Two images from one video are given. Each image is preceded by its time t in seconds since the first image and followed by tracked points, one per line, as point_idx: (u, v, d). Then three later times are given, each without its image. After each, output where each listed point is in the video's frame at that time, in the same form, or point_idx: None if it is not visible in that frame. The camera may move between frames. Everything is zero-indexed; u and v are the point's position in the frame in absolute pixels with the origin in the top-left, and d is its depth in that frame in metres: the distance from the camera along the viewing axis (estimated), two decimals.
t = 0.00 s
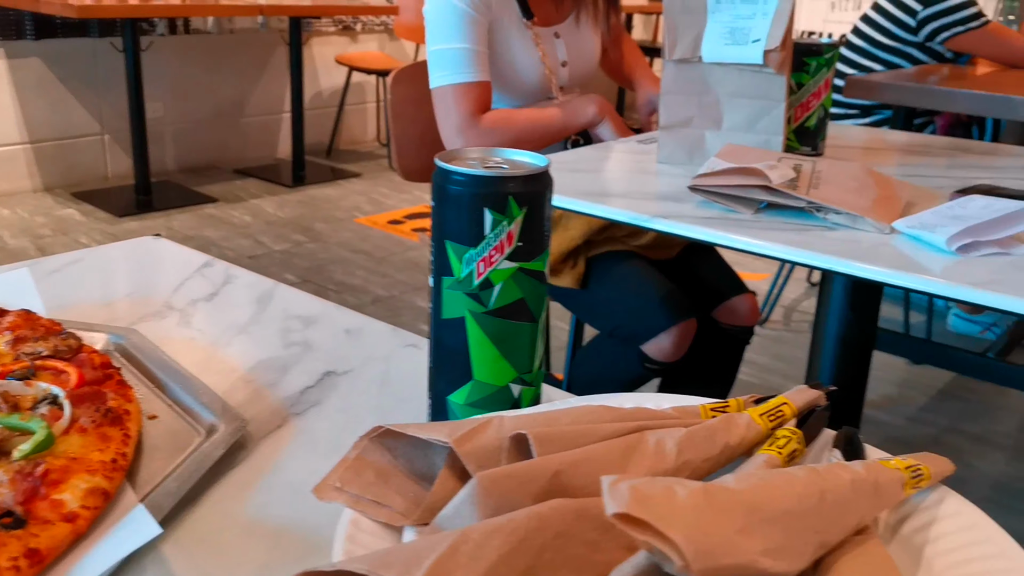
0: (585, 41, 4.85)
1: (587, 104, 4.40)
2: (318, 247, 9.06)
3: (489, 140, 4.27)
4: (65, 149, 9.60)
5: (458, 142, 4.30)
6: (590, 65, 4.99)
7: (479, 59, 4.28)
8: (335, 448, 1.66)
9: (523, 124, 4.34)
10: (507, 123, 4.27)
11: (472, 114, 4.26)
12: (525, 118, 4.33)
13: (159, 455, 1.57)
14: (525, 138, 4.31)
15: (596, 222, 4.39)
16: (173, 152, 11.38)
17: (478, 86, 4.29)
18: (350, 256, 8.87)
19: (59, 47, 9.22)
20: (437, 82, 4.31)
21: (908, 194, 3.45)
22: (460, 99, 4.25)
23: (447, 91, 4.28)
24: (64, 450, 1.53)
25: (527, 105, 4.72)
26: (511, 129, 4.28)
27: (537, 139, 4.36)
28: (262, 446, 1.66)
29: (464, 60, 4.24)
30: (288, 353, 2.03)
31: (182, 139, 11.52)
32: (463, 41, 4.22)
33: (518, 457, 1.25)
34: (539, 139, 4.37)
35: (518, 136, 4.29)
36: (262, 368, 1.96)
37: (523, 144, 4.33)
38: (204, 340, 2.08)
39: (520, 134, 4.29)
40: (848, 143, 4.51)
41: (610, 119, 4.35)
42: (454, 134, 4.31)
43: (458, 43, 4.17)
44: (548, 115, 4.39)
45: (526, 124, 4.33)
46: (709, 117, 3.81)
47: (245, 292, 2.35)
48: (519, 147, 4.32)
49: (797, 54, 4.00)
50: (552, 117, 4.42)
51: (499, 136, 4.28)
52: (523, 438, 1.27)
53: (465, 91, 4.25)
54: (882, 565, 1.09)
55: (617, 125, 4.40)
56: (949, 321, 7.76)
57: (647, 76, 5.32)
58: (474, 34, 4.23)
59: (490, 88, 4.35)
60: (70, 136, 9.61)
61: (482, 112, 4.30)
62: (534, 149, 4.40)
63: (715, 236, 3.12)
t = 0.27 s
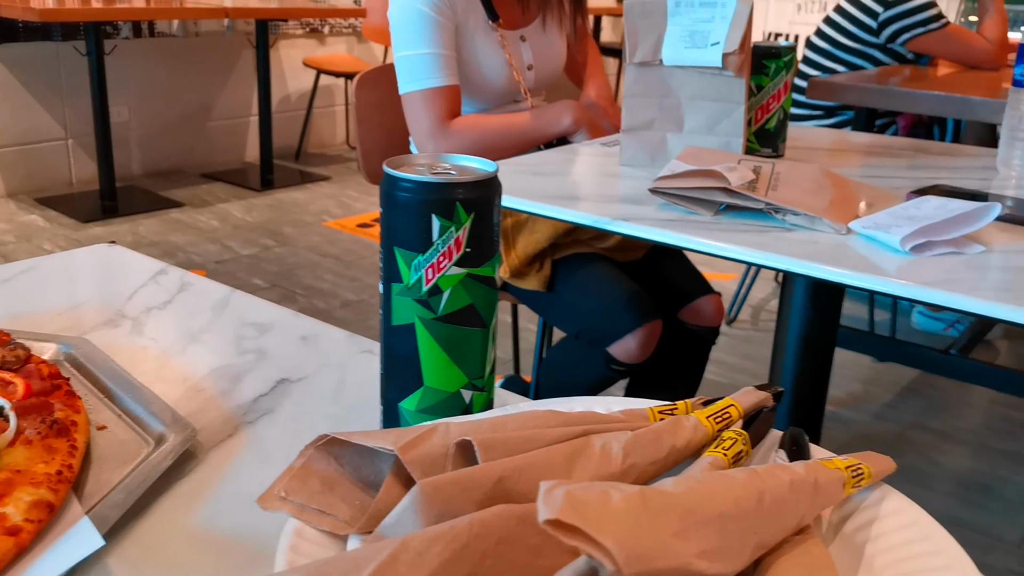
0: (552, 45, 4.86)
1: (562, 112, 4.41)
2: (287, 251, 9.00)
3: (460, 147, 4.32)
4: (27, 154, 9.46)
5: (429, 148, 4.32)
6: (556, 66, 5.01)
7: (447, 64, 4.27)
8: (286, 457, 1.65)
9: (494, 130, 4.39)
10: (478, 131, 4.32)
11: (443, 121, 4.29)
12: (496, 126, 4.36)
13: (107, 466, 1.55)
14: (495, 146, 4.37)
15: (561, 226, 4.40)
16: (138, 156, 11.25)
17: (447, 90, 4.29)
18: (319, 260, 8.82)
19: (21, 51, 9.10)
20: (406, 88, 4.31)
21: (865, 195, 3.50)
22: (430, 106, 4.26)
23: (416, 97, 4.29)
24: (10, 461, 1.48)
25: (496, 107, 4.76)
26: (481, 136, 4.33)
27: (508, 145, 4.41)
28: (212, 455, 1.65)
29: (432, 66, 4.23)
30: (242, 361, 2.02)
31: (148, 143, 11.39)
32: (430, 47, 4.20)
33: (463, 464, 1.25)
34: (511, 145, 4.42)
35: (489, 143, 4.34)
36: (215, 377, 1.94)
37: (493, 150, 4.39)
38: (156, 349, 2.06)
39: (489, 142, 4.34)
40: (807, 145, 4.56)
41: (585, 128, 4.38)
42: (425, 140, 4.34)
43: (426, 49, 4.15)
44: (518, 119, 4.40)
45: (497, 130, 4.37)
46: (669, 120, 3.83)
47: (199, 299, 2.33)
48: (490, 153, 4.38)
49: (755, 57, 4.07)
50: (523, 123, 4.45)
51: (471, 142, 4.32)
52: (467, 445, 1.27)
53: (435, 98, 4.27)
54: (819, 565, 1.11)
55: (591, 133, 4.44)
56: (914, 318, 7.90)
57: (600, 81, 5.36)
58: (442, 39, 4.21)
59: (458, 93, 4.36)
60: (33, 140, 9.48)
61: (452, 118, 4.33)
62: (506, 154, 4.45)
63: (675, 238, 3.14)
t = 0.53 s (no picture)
0: (523, 53, 4.90)
1: (535, 117, 4.44)
2: (262, 258, 8.96)
3: (433, 155, 4.35)
4: None
5: (403, 155, 4.34)
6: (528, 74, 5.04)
7: (419, 72, 4.29)
8: (256, 470, 1.66)
9: (467, 136, 4.41)
10: (452, 139, 4.34)
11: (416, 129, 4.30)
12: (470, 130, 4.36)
13: (76, 481, 1.56)
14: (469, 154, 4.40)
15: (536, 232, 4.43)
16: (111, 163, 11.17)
17: (419, 97, 4.31)
18: (294, 266, 8.79)
19: None
20: (379, 96, 4.33)
21: (832, 201, 3.55)
22: (403, 112, 4.28)
23: (389, 105, 4.30)
24: None
25: (468, 114, 4.80)
26: (455, 143, 4.35)
27: (482, 152, 4.42)
28: (181, 469, 1.66)
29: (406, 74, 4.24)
30: (212, 373, 2.02)
31: (121, 149, 11.31)
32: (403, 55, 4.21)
33: (428, 477, 1.27)
34: (485, 151, 4.44)
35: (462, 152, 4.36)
36: (185, 390, 1.95)
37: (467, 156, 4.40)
38: (126, 362, 2.06)
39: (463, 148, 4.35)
40: (777, 151, 4.62)
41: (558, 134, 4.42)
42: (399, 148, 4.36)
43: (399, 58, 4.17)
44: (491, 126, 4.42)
45: (471, 138, 4.38)
46: (641, 126, 3.88)
47: (169, 312, 2.33)
48: (465, 160, 4.41)
49: (724, 65, 4.13)
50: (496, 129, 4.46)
51: (445, 147, 4.34)
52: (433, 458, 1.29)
53: (408, 107, 4.28)
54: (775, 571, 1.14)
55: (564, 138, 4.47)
56: (885, 320, 8.00)
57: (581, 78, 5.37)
58: (414, 48, 4.23)
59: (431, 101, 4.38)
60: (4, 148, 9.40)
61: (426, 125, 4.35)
62: (480, 160, 4.47)
63: (645, 245, 3.18)
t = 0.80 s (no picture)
0: (506, 113, 5.00)
1: (518, 163, 4.55)
2: (249, 311, 8.99)
3: (425, 208, 4.33)
4: None
5: (395, 211, 4.31)
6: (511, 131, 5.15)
7: (408, 128, 4.34)
8: (240, 538, 1.70)
9: (457, 189, 4.42)
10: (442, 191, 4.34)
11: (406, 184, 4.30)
12: (461, 181, 4.40)
13: (63, 553, 1.59)
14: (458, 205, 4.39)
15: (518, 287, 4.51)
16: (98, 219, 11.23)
17: (409, 153, 4.34)
18: (281, 320, 8.81)
19: None
20: (369, 155, 4.35)
21: (806, 256, 3.65)
22: (393, 169, 4.28)
23: (379, 162, 4.31)
24: None
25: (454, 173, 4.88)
26: (445, 196, 4.34)
27: (471, 202, 4.42)
28: (166, 539, 1.69)
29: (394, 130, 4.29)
30: (198, 440, 2.06)
31: (109, 205, 11.39)
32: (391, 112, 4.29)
33: (407, 546, 1.32)
34: (474, 202, 4.44)
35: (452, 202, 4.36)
36: (171, 457, 1.98)
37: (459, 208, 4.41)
38: (113, 430, 2.09)
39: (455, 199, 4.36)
40: (753, 206, 4.74)
41: (542, 177, 4.54)
42: (391, 205, 4.33)
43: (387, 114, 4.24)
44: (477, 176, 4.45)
45: (461, 190, 4.39)
46: (619, 185, 3.94)
47: (156, 378, 2.37)
48: (456, 213, 4.39)
49: (700, 123, 4.23)
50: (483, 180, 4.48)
51: (436, 201, 4.33)
52: (411, 527, 1.34)
53: (397, 162, 4.30)
54: None
55: (548, 182, 4.59)
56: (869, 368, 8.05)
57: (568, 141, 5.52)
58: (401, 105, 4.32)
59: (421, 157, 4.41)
60: None
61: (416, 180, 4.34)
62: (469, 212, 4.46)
63: (626, 302, 3.23)
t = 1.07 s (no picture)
0: (496, 160, 5.09)
1: (508, 208, 4.60)
2: (242, 353, 9.01)
3: (417, 253, 4.37)
4: None
5: (387, 257, 4.36)
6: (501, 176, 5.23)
7: (399, 175, 4.41)
8: None
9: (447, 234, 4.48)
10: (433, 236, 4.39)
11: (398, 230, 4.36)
12: (452, 225, 4.46)
13: None
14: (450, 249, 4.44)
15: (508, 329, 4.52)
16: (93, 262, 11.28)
17: (401, 200, 4.40)
18: (275, 361, 8.83)
19: None
20: (360, 202, 4.41)
21: (789, 300, 3.71)
22: (385, 215, 4.34)
23: (371, 209, 4.38)
24: None
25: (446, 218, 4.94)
26: (436, 242, 4.40)
27: (463, 247, 4.48)
28: None
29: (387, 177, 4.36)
30: (186, 491, 2.09)
31: (104, 247, 11.46)
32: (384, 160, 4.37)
33: None
34: (465, 246, 4.49)
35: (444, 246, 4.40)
36: (159, 509, 2.01)
37: (451, 252, 4.46)
38: (102, 481, 2.12)
39: (447, 243, 4.42)
40: (739, 249, 4.81)
41: (534, 222, 4.60)
42: (383, 250, 4.38)
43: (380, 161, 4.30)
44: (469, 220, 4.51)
45: (452, 234, 4.44)
46: (606, 230, 4.02)
47: (146, 429, 2.40)
48: (446, 257, 4.44)
49: (685, 169, 4.30)
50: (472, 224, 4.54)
51: (427, 246, 4.38)
52: None
53: (389, 208, 4.36)
54: None
55: (540, 224, 4.64)
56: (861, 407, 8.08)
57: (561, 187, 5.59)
58: (393, 153, 4.40)
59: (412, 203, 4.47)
60: None
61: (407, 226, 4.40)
62: (460, 255, 4.51)
63: (613, 347, 3.27)
